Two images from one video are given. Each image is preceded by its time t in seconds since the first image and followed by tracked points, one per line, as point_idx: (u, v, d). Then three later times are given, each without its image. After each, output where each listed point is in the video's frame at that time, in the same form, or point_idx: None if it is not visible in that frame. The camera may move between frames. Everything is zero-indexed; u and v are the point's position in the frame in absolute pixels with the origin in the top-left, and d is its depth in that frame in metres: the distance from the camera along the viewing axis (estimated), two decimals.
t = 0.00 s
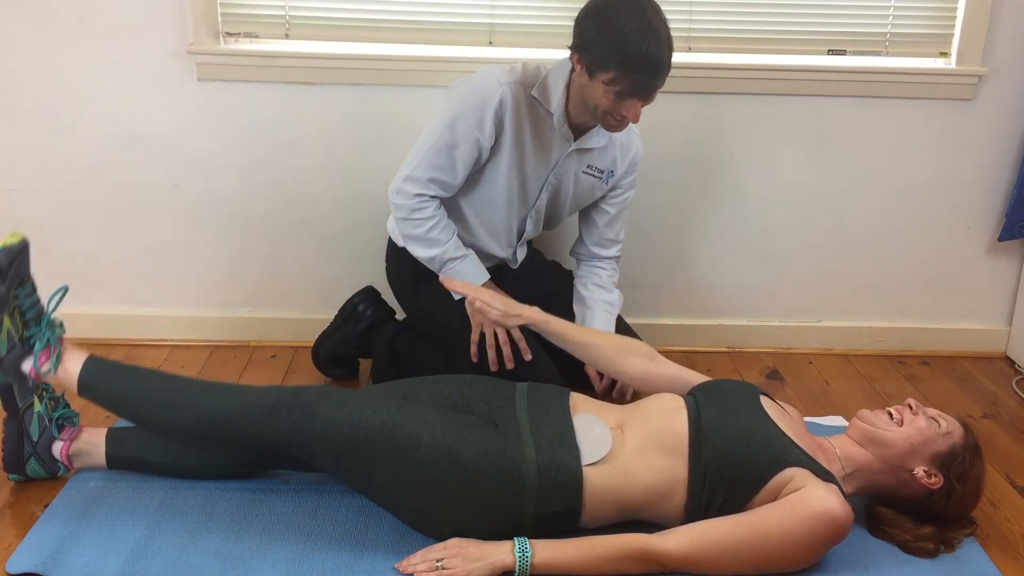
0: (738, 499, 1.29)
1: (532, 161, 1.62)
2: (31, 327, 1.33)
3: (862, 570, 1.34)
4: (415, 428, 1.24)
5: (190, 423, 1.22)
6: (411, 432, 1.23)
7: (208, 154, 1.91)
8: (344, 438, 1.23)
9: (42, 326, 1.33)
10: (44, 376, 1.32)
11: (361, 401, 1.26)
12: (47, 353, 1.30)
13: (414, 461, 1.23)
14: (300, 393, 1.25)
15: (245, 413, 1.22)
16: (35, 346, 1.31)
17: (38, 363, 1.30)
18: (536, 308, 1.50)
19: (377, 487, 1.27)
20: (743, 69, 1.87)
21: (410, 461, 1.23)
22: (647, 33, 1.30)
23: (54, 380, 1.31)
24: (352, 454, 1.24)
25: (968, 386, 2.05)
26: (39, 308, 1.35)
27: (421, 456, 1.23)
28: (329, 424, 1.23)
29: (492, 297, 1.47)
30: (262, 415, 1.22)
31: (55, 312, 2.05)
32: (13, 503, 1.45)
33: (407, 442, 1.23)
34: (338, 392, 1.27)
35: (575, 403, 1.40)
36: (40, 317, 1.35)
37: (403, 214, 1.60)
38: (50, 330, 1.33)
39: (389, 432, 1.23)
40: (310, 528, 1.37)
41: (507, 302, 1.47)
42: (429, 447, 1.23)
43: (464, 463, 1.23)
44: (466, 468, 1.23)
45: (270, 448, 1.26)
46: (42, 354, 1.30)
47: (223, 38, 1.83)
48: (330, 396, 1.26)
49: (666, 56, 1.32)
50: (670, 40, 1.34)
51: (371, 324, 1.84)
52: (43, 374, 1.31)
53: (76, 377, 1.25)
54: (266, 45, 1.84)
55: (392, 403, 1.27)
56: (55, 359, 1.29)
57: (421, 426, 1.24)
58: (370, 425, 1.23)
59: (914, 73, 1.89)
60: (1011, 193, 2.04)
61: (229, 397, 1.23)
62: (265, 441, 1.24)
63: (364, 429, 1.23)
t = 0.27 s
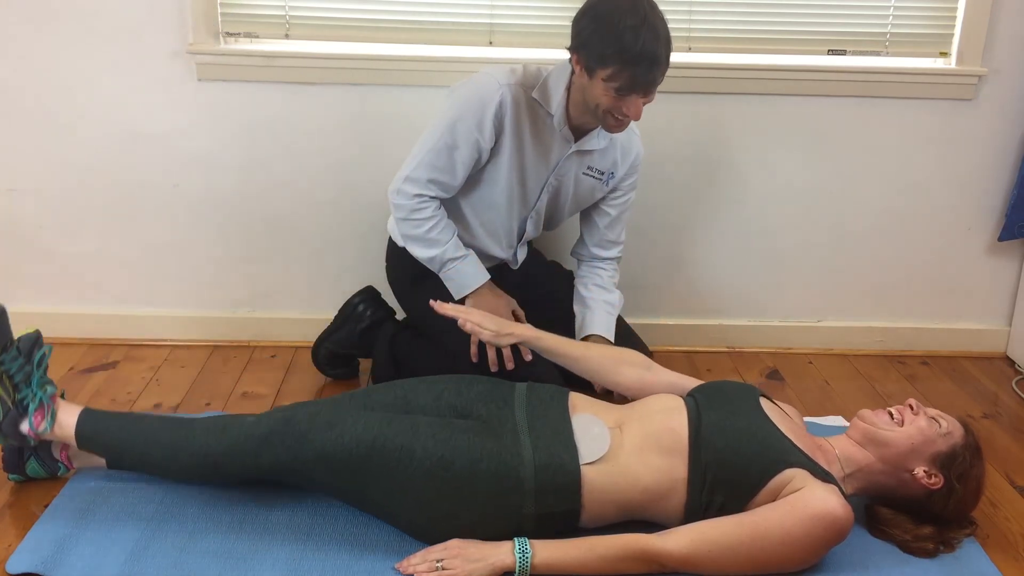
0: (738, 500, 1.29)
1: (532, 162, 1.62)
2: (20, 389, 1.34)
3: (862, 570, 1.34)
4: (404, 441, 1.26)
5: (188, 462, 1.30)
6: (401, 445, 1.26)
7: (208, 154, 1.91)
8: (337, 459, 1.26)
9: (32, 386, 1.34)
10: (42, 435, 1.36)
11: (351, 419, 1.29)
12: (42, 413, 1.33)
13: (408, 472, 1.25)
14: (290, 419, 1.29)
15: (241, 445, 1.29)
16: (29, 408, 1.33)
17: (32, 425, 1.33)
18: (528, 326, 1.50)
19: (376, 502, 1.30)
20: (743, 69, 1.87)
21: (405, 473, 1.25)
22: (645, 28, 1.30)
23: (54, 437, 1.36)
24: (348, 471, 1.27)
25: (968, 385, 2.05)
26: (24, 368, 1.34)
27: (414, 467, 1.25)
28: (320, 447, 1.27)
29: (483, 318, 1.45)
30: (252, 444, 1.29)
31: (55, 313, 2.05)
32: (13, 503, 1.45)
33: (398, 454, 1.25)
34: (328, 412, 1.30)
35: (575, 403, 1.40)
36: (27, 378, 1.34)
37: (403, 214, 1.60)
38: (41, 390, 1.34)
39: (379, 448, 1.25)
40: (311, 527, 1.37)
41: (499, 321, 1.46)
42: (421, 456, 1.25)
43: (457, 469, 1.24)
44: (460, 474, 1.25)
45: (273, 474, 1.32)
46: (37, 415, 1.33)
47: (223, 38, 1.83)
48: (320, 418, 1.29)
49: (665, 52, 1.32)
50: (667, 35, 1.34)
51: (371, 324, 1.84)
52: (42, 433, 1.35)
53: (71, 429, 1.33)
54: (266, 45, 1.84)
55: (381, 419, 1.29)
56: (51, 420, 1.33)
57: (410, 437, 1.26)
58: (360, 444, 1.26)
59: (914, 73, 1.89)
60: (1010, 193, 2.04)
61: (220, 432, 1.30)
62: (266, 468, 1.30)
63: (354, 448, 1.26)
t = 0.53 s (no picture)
0: (738, 500, 1.29)
1: (531, 164, 1.62)
2: (20, 424, 1.35)
3: (862, 570, 1.34)
4: (401, 446, 1.26)
5: (181, 484, 1.27)
6: (397, 451, 1.25)
7: (208, 154, 1.91)
8: (334, 470, 1.25)
9: (33, 421, 1.35)
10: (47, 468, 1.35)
11: (347, 429, 1.28)
12: (41, 445, 1.32)
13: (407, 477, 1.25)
14: (285, 436, 1.27)
15: (235, 464, 1.26)
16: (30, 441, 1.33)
17: (36, 458, 1.33)
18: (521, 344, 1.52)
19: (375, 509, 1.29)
20: (743, 69, 1.87)
21: (404, 478, 1.25)
22: (641, 31, 1.29)
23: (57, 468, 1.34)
24: (346, 480, 1.26)
25: (968, 385, 2.05)
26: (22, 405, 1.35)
27: (412, 471, 1.25)
28: (316, 458, 1.25)
29: (476, 342, 1.48)
30: (251, 458, 1.26)
31: (55, 313, 2.05)
32: (13, 503, 1.45)
33: (396, 460, 1.25)
34: (323, 426, 1.28)
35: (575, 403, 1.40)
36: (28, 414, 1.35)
37: (403, 215, 1.60)
38: (40, 422, 1.34)
39: (376, 455, 1.25)
40: (311, 528, 1.37)
41: (492, 344, 1.48)
42: (418, 461, 1.25)
43: (456, 471, 1.25)
44: (459, 477, 1.25)
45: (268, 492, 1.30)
46: (37, 447, 1.32)
47: (223, 38, 1.83)
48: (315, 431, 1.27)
49: (659, 58, 1.31)
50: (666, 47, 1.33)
51: (371, 324, 1.84)
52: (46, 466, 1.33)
53: (75, 459, 1.30)
54: (266, 45, 1.84)
55: (377, 426, 1.28)
56: (50, 451, 1.32)
57: (407, 443, 1.26)
58: (357, 453, 1.25)
59: (914, 73, 1.89)
60: (1010, 193, 2.04)
61: (218, 448, 1.27)
62: (262, 486, 1.27)
63: (351, 458, 1.25)
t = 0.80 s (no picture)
0: (737, 500, 1.29)
1: (525, 162, 1.62)
2: (20, 441, 1.34)
3: (862, 570, 1.34)
4: (398, 449, 1.26)
5: (185, 493, 1.30)
6: (395, 454, 1.25)
7: (208, 154, 1.91)
8: (332, 476, 1.26)
9: (34, 438, 1.35)
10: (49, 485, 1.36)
11: (344, 434, 1.28)
12: (44, 463, 1.34)
13: (405, 480, 1.25)
14: (283, 443, 1.28)
15: (236, 472, 1.28)
16: (31, 458, 1.34)
17: (37, 476, 1.33)
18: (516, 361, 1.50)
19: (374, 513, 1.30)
20: (743, 69, 1.87)
21: (402, 481, 1.25)
22: (618, 53, 1.25)
23: (60, 484, 1.35)
24: (345, 485, 1.27)
25: (968, 385, 2.05)
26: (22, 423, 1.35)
27: (410, 473, 1.25)
28: (314, 463, 1.26)
29: (469, 363, 1.48)
30: (249, 468, 1.28)
31: (55, 313, 2.05)
32: (12, 503, 1.45)
33: (393, 463, 1.25)
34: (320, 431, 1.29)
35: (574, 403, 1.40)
36: (28, 432, 1.35)
37: (401, 216, 1.61)
38: (42, 439, 1.35)
39: (373, 459, 1.25)
40: (311, 527, 1.37)
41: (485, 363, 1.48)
42: (416, 463, 1.25)
43: (455, 472, 1.25)
44: (457, 479, 1.25)
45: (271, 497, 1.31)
46: (40, 465, 1.33)
47: (223, 38, 1.83)
48: (313, 437, 1.28)
49: (632, 84, 1.27)
50: (647, 77, 1.28)
51: (371, 324, 1.84)
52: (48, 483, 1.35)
53: (77, 474, 1.33)
54: (266, 45, 1.84)
55: (374, 430, 1.29)
56: (54, 469, 1.33)
57: (405, 446, 1.26)
58: (354, 457, 1.25)
59: (914, 73, 1.89)
60: (1010, 193, 2.04)
61: (218, 458, 1.30)
62: (264, 492, 1.29)
63: (348, 463, 1.25)
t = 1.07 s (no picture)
0: (737, 500, 1.29)
1: (521, 161, 1.62)
2: (20, 447, 1.35)
3: (862, 570, 1.34)
4: (397, 450, 1.26)
5: (185, 495, 1.30)
6: (393, 455, 1.25)
7: (208, 154, 1.91)
8: (331, 477, 1.26)
9: (34, 443, 1.35)
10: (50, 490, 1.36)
11: (343, 435, 1.28)
12: (44, 468, 1.34)
13: (404, 480, 1.25)
14: (281, 445, 1.28)
15: (236, 475, 1.28)
16: (31, 464, 1.34)
17: (38, 481, 1.34)
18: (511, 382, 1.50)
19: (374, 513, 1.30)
20: (743, 69, 1.87)
21: (401, 481, 1.25)
22: (614, 50, 1.25)
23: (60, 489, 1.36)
24: (344, 486, 1.27)
25: (969, 386, 2.05)
26: (23, 428, 1.35)
27: (409, 473, 1.25)
28: (312, 465, 1.26)
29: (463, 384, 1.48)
30: (248, 471, 1.28)
31: (55, 313, 2.05)
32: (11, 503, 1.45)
33: (392, 464, 1.25)
34: (320, 433, 1.29)
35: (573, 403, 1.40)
36: (29, 437, 1.36)
37: (399, 218, 1.61)
38: (42, 444, 1.36)
39: (372, 460, 1.25)
40: (311, 527, 1.37)
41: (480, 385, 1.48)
42: (415, 463, 1.25)
43: (454, 472, 1.25)
44: (457, 479, 1.25)
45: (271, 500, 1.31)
46: (40, 471, 1.34)
47: (223, 38, 1.83)
48: (313, 438, 1.28)
49: (630, 80, 1.27)
50: (643, 71, 1.28)
51: (371, 324, 1.84)
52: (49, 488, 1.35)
53: (77, 479, 1.33)
54: (266, 45, 1.84)
55: (373, 431, 1.29)
56: (54, 474, 1.34)
57: (403, 446, 1.26)
58: (352, 459, 1.25)
59: (914, 73, 1.89)
60: (1010, 193, 2.04)
61: (217, 461, 1.30)
62: (264, 494, 1.29)
63: (346, 465, 1.25)
